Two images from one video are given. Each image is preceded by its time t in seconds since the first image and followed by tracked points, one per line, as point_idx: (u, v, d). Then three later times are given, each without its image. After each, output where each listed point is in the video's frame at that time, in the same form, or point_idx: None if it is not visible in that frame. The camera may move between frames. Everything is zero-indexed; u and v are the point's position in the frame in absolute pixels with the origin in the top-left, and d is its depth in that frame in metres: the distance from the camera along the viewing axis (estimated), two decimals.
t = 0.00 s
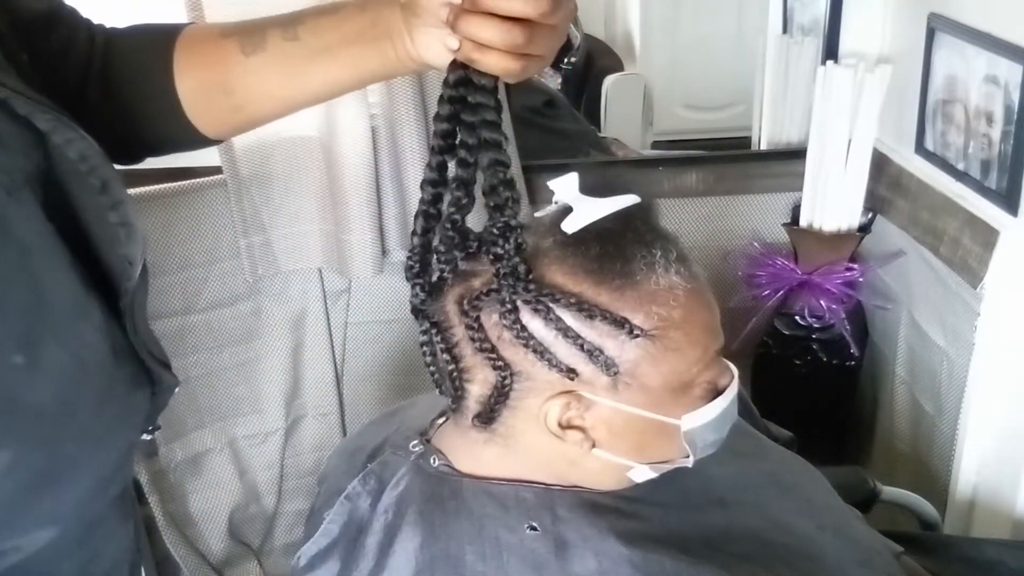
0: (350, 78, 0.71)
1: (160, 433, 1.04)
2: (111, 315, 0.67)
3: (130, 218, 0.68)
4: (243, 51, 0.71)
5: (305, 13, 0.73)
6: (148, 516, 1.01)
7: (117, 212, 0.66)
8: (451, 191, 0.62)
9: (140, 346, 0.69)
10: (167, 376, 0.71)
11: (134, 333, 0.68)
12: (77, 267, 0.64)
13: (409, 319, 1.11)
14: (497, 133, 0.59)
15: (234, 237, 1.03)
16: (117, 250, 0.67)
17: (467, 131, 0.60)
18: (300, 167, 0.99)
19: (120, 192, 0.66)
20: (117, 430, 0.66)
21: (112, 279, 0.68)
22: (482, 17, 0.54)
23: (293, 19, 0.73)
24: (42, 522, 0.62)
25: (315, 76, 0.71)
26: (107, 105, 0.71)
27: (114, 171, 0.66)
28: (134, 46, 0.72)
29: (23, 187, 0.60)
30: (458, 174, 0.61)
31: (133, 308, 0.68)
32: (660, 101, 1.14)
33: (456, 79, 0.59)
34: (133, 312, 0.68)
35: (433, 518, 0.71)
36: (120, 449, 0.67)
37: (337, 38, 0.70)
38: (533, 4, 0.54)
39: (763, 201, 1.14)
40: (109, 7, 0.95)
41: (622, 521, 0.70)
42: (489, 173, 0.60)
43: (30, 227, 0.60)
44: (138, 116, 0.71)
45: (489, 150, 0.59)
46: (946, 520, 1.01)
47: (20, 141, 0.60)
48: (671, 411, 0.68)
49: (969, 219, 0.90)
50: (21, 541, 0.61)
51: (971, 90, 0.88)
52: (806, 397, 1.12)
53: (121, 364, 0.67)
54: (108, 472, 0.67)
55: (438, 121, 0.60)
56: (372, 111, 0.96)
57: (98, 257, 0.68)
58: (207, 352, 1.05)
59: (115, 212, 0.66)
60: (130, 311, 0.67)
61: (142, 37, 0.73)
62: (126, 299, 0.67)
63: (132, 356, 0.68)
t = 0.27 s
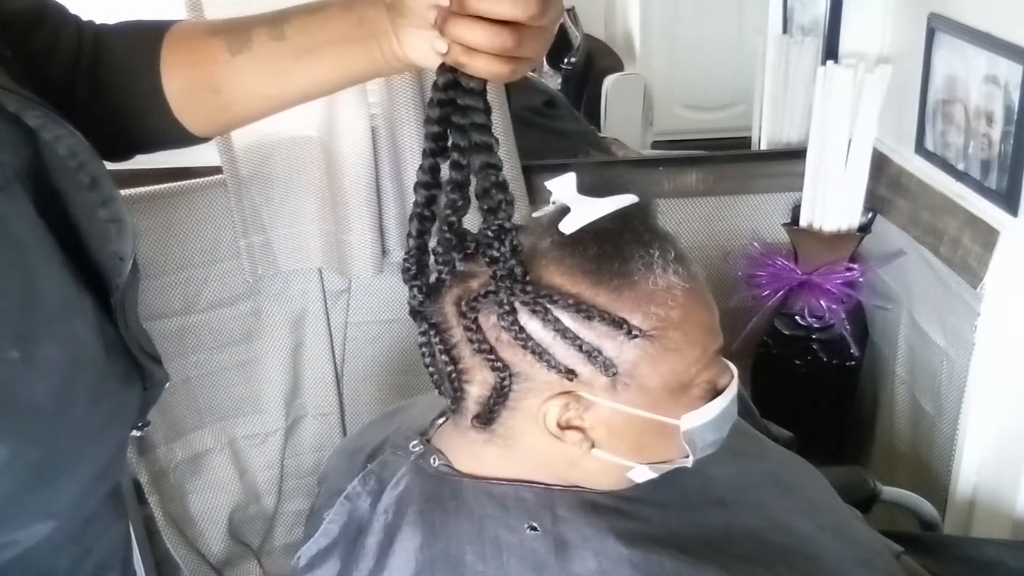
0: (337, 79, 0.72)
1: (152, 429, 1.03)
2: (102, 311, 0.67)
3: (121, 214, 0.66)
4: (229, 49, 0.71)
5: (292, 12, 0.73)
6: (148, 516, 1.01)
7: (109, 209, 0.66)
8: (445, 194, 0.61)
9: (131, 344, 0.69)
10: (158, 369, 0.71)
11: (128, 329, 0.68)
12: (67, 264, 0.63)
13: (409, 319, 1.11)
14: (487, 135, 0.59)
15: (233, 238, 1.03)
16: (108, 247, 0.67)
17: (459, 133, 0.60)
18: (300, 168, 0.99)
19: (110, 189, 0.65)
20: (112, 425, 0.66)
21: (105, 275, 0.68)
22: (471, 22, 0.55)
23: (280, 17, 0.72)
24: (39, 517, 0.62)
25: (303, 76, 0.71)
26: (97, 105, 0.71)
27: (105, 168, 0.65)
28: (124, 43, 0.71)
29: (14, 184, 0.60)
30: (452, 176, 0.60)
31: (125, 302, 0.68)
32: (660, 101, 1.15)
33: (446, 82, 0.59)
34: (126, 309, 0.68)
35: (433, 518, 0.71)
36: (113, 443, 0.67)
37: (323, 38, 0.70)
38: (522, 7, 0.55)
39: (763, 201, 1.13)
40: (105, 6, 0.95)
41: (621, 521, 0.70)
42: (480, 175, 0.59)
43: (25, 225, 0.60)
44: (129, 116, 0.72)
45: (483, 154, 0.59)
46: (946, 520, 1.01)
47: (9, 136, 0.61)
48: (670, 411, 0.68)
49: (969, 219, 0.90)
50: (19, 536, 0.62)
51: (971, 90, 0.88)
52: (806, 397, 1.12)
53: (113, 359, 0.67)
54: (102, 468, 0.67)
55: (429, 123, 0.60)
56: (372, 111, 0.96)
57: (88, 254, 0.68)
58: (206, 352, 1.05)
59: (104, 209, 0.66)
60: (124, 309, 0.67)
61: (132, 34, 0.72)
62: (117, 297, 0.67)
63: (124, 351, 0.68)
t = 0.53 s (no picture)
0: (330, 84, 0.72)
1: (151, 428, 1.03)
2: (100, 313, 0.67)
3: (118, 215, 0.66)
4: (223, 51, 0.71)
5: (285, 14, 0.73)
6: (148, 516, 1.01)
7: (106, 210, 0.65)
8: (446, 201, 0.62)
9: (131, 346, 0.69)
10: (159, 372, 0.71)
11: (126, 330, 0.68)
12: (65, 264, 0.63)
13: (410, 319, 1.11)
14: (492, 140, 0.59)
15: (233, 238, 1.03)
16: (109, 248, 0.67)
17: (459, 140, 0.60)
18: (300, 168, 0.99)
19: (108, 190, 0.65)
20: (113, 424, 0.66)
21: (102, 276, 0.68)
22: (470, 27, 0.55)
23: (274, 20, 0.73)
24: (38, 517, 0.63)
25: (298, 80, 0.72)
26: (91, 105, 0.71)
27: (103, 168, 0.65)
28: (122, 43, 0.71)
29: (11, 186, 0.60)
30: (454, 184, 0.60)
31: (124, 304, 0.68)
32: (660, 101, 1.13)
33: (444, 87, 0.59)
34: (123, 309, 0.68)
35: (434, 518, 0.71)
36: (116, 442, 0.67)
37: (317, 42, 0.71)
38: (521, 13, 0.55)
39: (762, 201, 1.14)
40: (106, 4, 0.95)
41: (621, 522, 0.70)
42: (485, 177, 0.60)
43: (22, 226, 0.60)
44: (122, 114, 0.71)
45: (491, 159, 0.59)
46: (946, 520, 1.01)
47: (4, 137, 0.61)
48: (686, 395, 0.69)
49: (969, 219, 0.90)
50: (17, 539, 0.63)
51: (971, 90, 0.88)
52: (806, 398, 1.12)
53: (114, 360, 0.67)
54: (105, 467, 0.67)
55: (431, 133, 0.61)
56: (372, 111, 0.96)
57: (84, 255, 0.68)
58: (206, 352, 1.05)
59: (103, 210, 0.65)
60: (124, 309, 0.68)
61: (128, 34, 0.72)
62: (117, 299, 0.67)
63: (121, 352, 0.68)
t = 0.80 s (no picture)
0: (322, 92, 0.73)
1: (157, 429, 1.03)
2: (108, 314, 0.66)
3: (124, 216, 0.66)
4: (218, 58, 0.72)
5: (278, 21, 0.74)
6: (148, 517, 1.01)
7: (113, 210, 0.65)
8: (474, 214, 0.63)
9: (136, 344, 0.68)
10: (166, 370, 0.71)
11: (131, 329, 0.68)
12: (72, 260, 0.64)
13: (409, 318, 1.11)
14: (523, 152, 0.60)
15: (233, 238, 1.03)
16: (116, 249, 0.66)
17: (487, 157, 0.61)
18: (301, 168, 0.99)
19: (114, 190, 0.65)
20: (120, 425, 0.66)
21: (111, 276, 0.67)
22: (497, 46, 0.57)
23: (268, 26, 0.73)
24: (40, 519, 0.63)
25: (297, 91, 0.73)
26: (92, 103, 0.71)
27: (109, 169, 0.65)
28: (126, 45, 0.71)
29: (16, 187, 0.60)
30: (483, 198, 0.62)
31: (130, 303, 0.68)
32: (660, 101, 1.16)
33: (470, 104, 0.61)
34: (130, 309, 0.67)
35: (434, 519, 0.71)
36: (124, 443, 0.67)
37: (312, 51, 0.72)
38: (545, 32, 0.57)
39: (762, 200, 1.13)
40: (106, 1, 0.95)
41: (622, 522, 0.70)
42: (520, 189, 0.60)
43: (27, 226, 0.60)
44: (125, 114, 0.71)
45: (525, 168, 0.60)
46: (945, 520, 1.01)
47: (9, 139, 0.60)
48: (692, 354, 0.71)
49: (969, 219, 0.90)
50: (27, 540, 0.63)
51: (971, 91, 0.88)
52: (806, 398, 1.12)
53: (120, 360, 0.66)
54: (112, 469, 0.67)
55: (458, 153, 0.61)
56: (372, 111, 0.96)
57: (94, 252, 0.67)
58: (207, 352, 1.05)
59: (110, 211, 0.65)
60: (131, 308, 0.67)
61: (133, 35, 0.73)
62: (123, 298, 0.67)
63: (129, 350, 0.68)
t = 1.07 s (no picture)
0: (327, 101, 0.75)
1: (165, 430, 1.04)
2: (114, 312, 0.66)
3: (131, 212, 0.66)
4: (224, 62, 0.73)
5: (283, 27, 0.75)
6: (148, 517, 1.01)
7: (119, 208, 0.65)
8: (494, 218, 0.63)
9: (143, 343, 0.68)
10: (176, 370, 0.70)
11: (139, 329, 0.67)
12: (79, 258, 0.64)
13: (408, 319, 1.11)
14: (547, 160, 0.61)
15: (233, 239, 1.03)
16: (121, 246, 0.66)
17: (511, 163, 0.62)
18: (301, 168, 0.99)
19: (121, 187, 0.65)
20: (126, 426, 0.66)
21: (117, 274, 0.67)
22: (537, 48, 0.60)
23: (273, 32, 0.75)
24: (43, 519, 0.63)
25: (302, 95, 0.74)
26: (101, 104, 0.72)
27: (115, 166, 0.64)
28: (133, 47, 0.72)
29: (21, 185, 0.60)
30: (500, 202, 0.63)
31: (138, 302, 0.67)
32: (660, 101, 1.15)
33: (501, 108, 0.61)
34: (138, 308, 0.67)
35: (436, 519, 0.71)
36: (130, 445, 0.67)
37: (318, 58, 0.73)
38: (582, 35, 0.60)
39: (762, 200, 1.13)
40: None
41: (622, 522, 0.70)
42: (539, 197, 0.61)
43: (29, 225, 0.60)
44: (131, 115, 0.72)
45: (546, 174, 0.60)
46: (945, 520, 1.01)
47: (15, 137, 0.60)
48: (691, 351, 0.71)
49: (969, 219, 0.90)
50: (29, 540, 0.63)
51: (971, 91, 0.88)
52: (806, 398, 1.12)
53: (126, 359, 0.66)
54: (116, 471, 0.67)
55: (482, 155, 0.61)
56: (372, 112, 0.96)
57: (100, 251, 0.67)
58: (207, 352, 1.05)
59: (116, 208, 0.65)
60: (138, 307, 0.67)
61: (140, 36, 0.73)
62: (131, 297, 0.66)
63: (135, 351, 0.68)
